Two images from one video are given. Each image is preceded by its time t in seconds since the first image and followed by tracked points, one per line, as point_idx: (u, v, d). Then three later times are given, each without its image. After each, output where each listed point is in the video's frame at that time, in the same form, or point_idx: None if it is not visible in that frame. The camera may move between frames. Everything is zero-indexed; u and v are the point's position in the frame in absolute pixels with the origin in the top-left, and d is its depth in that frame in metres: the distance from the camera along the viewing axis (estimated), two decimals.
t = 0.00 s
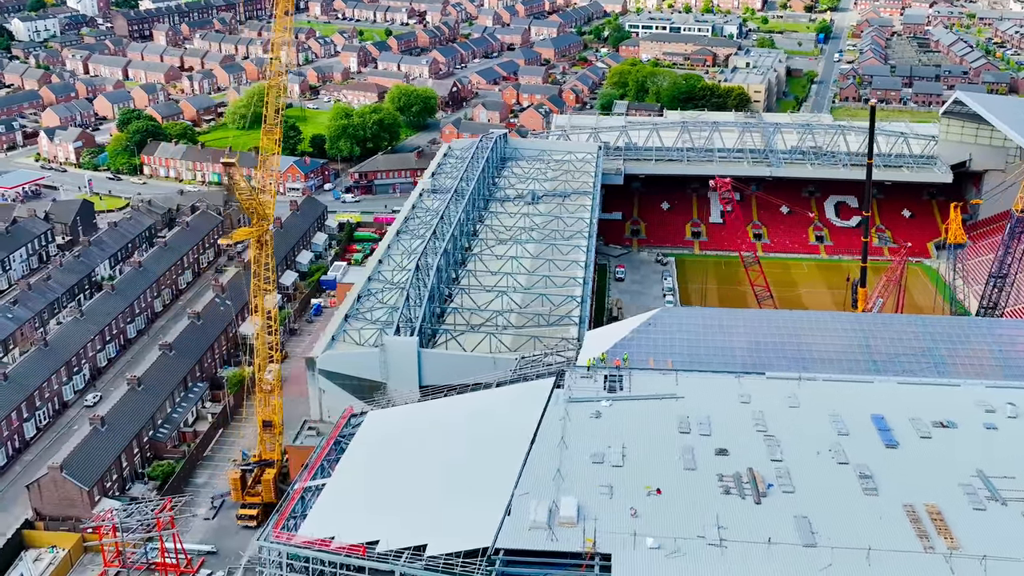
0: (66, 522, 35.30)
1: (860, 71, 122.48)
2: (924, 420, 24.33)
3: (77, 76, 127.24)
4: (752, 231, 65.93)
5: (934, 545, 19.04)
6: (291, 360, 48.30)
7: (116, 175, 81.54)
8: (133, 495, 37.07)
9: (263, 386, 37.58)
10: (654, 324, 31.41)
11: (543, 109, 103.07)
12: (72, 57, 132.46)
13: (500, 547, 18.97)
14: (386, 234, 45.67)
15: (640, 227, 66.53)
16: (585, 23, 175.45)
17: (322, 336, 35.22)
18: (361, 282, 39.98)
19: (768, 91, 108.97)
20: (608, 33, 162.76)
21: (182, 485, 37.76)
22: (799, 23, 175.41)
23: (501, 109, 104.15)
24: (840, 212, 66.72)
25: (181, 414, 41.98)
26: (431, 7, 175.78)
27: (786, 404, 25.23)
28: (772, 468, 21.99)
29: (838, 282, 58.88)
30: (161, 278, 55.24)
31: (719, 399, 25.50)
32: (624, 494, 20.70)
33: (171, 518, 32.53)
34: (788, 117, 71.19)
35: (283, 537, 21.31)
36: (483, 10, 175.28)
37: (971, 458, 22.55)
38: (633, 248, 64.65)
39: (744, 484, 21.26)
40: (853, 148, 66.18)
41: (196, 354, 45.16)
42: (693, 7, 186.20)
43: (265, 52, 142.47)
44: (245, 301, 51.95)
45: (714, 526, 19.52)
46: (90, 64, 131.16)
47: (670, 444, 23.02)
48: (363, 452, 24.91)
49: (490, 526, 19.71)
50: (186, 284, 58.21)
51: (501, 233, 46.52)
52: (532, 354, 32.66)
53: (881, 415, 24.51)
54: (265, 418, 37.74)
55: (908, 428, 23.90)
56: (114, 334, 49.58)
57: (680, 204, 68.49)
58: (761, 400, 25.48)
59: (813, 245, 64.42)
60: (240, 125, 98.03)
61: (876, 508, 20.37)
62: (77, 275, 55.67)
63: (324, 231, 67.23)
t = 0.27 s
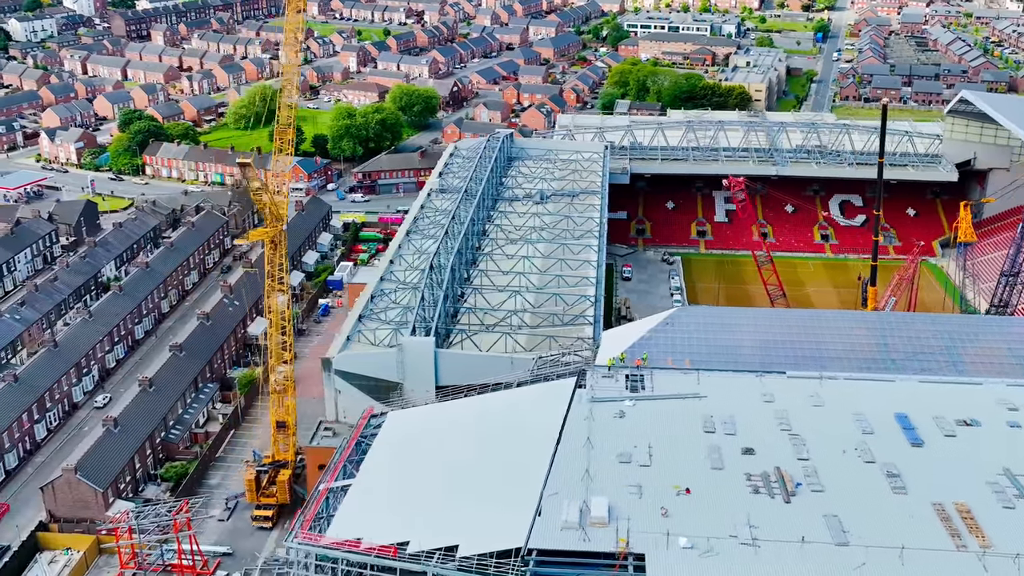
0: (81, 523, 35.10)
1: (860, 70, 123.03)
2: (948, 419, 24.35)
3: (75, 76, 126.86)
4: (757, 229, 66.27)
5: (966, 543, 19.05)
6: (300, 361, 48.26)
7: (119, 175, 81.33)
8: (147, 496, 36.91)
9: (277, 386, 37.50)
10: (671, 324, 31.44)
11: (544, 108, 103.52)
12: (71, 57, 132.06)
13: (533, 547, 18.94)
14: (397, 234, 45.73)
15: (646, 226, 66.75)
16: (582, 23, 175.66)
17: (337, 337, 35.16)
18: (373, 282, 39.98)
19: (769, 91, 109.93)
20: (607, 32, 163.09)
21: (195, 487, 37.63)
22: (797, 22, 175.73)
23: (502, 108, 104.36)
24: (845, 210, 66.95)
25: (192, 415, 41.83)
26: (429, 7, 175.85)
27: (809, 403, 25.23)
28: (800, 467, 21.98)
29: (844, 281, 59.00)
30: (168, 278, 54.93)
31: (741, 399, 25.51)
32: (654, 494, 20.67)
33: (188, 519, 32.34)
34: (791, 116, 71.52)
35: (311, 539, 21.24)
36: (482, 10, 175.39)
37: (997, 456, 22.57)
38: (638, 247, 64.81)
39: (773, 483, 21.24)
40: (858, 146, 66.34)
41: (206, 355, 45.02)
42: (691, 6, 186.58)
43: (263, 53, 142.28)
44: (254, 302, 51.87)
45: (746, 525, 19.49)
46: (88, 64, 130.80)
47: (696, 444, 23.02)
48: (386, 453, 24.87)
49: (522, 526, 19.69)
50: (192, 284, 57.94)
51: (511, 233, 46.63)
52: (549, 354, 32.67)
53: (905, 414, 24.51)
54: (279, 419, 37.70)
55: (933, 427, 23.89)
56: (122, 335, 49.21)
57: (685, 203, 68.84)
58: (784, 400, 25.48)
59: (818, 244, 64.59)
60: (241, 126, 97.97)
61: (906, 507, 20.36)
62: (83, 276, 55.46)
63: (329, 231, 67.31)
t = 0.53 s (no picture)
0: (92, 526, 34.89)
1: (856, 68, 123.75)
2: (969, 417, 24.36)
3: (71, 77, 126.35)
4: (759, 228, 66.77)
5: (996, 541, 19.06)
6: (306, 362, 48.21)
7: (118, 176, 81.09)
8: (158, 498, 36.75)
9: (289, 387, 37.49)
10: (687, 321, 31.44)
11: (543, 108, 104.23)
12: (66, 58, 131.49)
13: (564, 547, 18.95)
14: (404, 234, 45.74)
15: (648, 225, 67.12)
16: (578, 22, 175.96)
17: (349, 338, 35.11)
18: (384, 282, 39.98)
19: (766, 89, 111.24)
20: (602, 31, 163.48)
21: (207, 488, 37.50)
22: (792, 21, 176.32)
23: (501, 108, 104.67)
24: (847, 208, 67.37)
25: (201, 416, 41.69)
26: (424, 7, 175.88)
27: (829, 401, 25.24)
28: (824, 465, 21.99)
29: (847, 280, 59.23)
30: (172, 279, 54.63)
31: (762, 397, 25.52)
32: (681, 494, 20.67)
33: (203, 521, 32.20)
34: (791, 114, 71.97)
35: (337, 541, 21.22)
36: (477, 9, 175.49)
37: (1021, 453, 22.58)
38: (642, 246, 65.14)
39: (799, 481, 21.26)
40: (860, 145, 66.55)
41: (213, 356, 44.86)
42: (685, 5, 187.07)
43: (259, 52, 141.98)
44: (259, 303, 51.77)
45: (775, 523, 19.49)
46: (83, 65, 130.32)
47: (720, 443, 23.03)
48: (408, 454, 24.84)
49: (557, 526, 19.68)
50: (196, 286, 57.67)
51: (519, 232, 46.72)
52: (564, 354, 32.69)
53: (925, 412, 24.52)
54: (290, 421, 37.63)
55: (954, 424, 23.89)
56: (128, 336, 48.90)
57: (687, 202, 69.30)
58: (804, 398, 25.49)
59: (820, 243, 64.88)
60: (239, 126, 97.94)
61: (933, 505, 20.37)
62: (86, 277, 55.27)
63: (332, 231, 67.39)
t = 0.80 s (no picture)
0: (101, 529, 34.65)
1: (849, 68, 124.78)
2: (986, 414, 24.44)
3: (62, 77, 125.52)
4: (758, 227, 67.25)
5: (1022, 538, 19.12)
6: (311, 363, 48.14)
7: (114, 177, 80.69)
8: (167, 500, 36.54)
9: (298, 388, 37.42)
10: (700, 318, 31.45)
11: (539, 108, 104.73)
12: (57, 58, 130.65)
13: (594, 547, 18.95)
14: (409, 234, 45.69)
15: (648, 224, 67.44)
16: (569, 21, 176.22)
17: (359, 339, 35.01)
18: (391, 282, 39.92)
19: (760, 88, 112.12)
20: (594, 30, 163.78)
21: (215, 491, 37.36)
22: (783, 19, 176.97)
23: (496, 108, 104.83)
24: (845, 206, 67.88)
25: (207, 418, 41.50)
26: (416, 6, 175.76)
27: (847, 399, 25.30)
28: (846, 463, 22.03)
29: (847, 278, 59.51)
30: (173, 280, 54.32)
31: (780, 395, 25.57)
32: (707, 492, 20.69)
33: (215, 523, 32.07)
34: (789, 113, 72.37)
35: (362, 542, 21.17)
36: (469, 9, 175.47)
37: None
38: (642, 245, 65.48)
39: (823, 479, 21.30)
40: (859, 143, 67.03)
41: (218, 357, 44.67)
42: (676, 4, 187.56)
43: (250, 52, 141.45)
44: (262, 304, 51.63)
45: (802, 521, 19.52)
46: (74, 65, 129.53)
47: (741, 441, 23.06)
48: (428, 455, 24.81)
49: (586, 525, 19.68)
50: (196, 287, 57.34)
51: (523, 232, 46.78)
52: (576, 353, 32.73)
53: (944, 409, 24.59)
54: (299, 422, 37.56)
55: (972, 421, 23.96)
56: (130, 338, 48.58)
57: (686, 201, 69.68)
58: (822, 396, 25.54)
59: (819, 241, 65.40)
60: (233, 126, 97.58)
61: (958, 502, 20.41)
62: (86, 279, 54.95)
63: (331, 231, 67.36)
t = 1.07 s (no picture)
0: (111, 532, 34.40)
1: (842, 66, 125.97)
2: (1005, 410, 24.44)
3: (53, 78, 124.69)
4: (759, 226, 67.73)
5: None
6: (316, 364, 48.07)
7: (110, 178, 80.26)
8: (176, 503, 36.31)
9: (308, 389, 37.32)
10: (714, 316, 31.53)
11: (536, 107, 105.33)
12: (48, 59, 129.83)
13: (625, 546, 18.94)
14: (414, 235, 45.66)
15: (648, 223, 67.86)
16: (561, 20, 176.53)
17: (370, 339, 34.95)
18: (400, 283, 39.89)
19: (755, 87, 112.91)
20: (587, 29, 164.17)
21: (225, 493, 37.16)
22: (774, 18, 177.56)
23: (492, 107, 105.10)
24: (844, 205, 68.46)
25: (215, 420, 41.30)
26: (408, 6, 175.68)
27: (866, 397, 25.33)
28: (869, 461, 22.04)
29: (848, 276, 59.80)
30: (175, 282, 54.01)
31: (798, 393, 25.60)
32: (732, 491, 20.71)
33: (228, 525, 31.89)
34: (786, 112, 72.98)
35: (388, 543, 21.10)
36: (461, 8, 175.47)
37: None
38: (642, 244, 65.87)
39: (847, 477, 21.31)
40: (858, 141, 67.61)
41: (224, 358, 44.50)
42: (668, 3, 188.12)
43: (243, 53, 140.95)
44: (265, 304, 51.49)
45: (830, 519, 19.52)
46: (66, 66, 128.76)
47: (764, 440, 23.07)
48: (451, 455, 24.77)
49: (615, 525, 19.66)
50: (197, 288, 57.02)
51: (529, 231, 46.87)
52: (589, 352, 32.77)
53: (962, 406, 24.59)
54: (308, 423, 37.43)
55: (991, 417, 23.97)
56: (134, 340, 48.23)
57: (686, 200, 70.15)
58: (840, 394, 25.57)
59: (820, 239, 65.98)
60: (228, 126, 97.19)
61: (983, 498, 20.41)
62: (87, 281, 54.63)
63: (331, 232, 67.39)
